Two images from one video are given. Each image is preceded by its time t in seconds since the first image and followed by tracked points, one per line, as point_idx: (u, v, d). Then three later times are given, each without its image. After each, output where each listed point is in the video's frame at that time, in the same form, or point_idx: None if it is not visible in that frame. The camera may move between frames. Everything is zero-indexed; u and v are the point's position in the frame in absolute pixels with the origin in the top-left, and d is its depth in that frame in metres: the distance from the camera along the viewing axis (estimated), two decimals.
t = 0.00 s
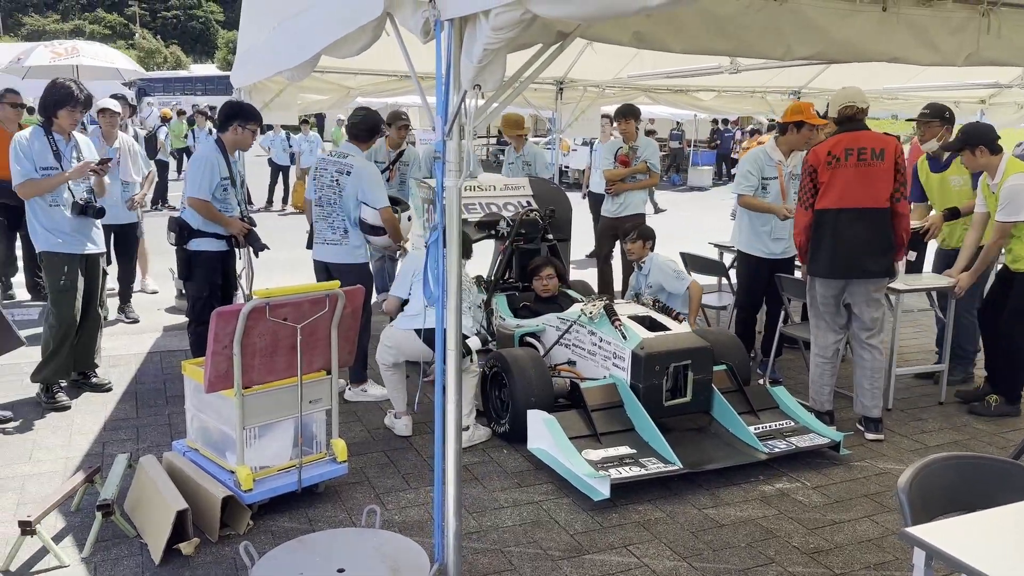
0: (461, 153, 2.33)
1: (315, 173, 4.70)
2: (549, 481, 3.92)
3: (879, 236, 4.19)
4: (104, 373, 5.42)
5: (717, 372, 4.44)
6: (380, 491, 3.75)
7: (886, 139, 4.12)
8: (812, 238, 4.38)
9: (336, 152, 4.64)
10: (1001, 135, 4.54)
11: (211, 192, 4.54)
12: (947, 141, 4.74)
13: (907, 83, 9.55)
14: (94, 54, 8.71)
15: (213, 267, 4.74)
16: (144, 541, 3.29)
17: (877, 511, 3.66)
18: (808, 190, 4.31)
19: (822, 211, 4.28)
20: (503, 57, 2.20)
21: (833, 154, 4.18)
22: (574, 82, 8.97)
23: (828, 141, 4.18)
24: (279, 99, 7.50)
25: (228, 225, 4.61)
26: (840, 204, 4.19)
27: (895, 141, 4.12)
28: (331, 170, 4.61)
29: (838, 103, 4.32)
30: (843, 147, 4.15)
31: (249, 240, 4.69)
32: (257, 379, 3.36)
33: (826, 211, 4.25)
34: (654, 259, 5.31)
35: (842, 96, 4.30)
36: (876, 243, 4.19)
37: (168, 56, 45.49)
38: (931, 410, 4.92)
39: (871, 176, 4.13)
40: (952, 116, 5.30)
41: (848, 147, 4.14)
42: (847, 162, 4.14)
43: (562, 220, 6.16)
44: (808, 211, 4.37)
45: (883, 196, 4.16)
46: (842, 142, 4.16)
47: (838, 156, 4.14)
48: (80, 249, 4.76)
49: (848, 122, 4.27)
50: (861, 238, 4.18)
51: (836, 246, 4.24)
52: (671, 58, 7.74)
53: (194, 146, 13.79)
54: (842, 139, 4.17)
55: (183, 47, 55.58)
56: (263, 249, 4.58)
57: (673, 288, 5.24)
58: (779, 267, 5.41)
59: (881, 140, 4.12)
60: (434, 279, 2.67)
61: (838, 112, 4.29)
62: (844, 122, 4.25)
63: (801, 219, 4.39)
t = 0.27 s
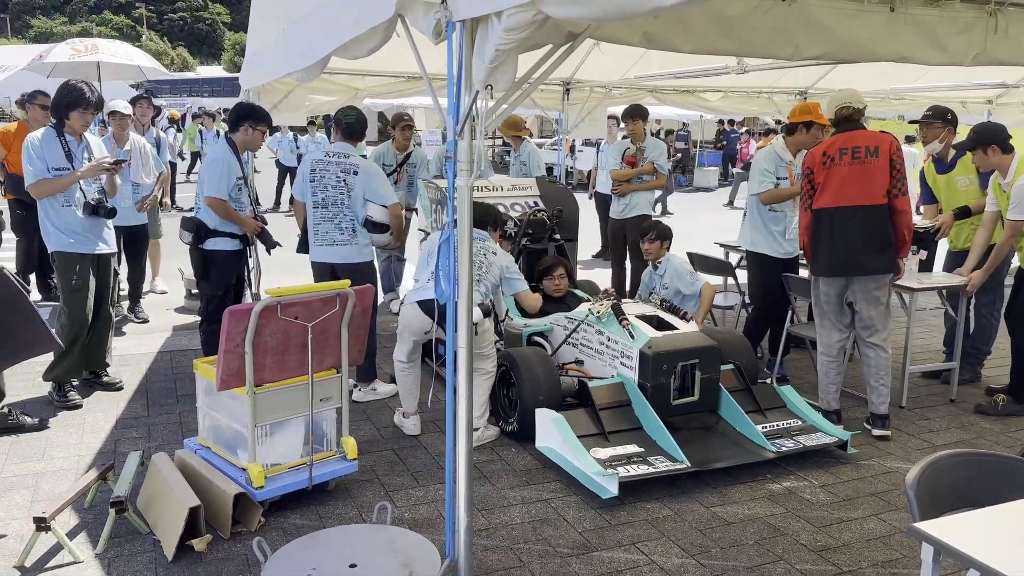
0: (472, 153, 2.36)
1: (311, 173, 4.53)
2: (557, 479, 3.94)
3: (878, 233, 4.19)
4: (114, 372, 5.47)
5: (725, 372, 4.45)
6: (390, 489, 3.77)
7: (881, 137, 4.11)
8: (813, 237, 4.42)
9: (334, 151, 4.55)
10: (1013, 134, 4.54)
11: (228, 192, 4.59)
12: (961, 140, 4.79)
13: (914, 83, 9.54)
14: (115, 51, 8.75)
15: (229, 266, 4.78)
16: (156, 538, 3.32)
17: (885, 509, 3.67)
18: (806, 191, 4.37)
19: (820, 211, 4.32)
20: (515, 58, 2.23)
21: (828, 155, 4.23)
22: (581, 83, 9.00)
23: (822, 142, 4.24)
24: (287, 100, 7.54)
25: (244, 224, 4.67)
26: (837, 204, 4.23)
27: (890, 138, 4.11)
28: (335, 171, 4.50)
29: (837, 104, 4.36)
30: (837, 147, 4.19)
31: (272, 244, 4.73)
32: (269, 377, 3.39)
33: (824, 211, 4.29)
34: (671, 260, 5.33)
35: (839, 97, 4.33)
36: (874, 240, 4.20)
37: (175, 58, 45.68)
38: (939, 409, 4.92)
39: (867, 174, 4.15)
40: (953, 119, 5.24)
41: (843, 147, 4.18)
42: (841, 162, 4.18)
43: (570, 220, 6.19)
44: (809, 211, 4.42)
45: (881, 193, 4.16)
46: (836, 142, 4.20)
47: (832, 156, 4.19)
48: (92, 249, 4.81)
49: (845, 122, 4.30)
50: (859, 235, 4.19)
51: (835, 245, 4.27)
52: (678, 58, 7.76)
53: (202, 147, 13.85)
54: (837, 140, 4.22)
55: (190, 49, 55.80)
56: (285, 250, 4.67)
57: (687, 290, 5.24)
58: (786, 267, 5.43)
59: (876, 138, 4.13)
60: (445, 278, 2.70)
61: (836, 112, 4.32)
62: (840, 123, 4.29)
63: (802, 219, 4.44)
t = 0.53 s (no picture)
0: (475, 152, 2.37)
1: (316, 173, 4.51)
2: (560, 477, 3.96)
3: (876, 229, 4.19)
4: (119, 371, 5.49)
5: (727, 369, 4.47)
6: (394, 486, 3.79)
7: (876, 133, 4.12)
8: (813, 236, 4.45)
9: (338, 153, 4.54)
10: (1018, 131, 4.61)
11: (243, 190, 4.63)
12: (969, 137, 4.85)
13: (915, 81, 9.54)
14: (120, 53, 8.77)
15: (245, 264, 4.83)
16: (162, 535, 3.34)
17: (887, 505, 3.68)
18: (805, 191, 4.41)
19: (818, 209, 4.35)
20: (518, 58, 2.24)
21: (824, 155, 4.27)
22: (582, 82, 9.01)
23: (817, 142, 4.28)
24: (290, 100, 7.56)
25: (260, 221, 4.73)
26: (834, 202, 4.25)
27: (884, 134, 4.12)
28: (343, 172, 4.53)
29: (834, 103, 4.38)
30: (832, 145, 4.22)
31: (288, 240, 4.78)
32: (274, 375, 3.41)
33: (822, 209, 4.32)
34: (681, 248, 5.41)
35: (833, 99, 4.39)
36: (872, 236, 4.19)
37: (176, 57, 45.75)
38: (941, 406, 4.94)
39: (862, 170, 4.16)
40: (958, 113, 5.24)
41: (837, 146, 4.21)
42: (836, 160, 4.21)
43: (572, 218, 6.20)
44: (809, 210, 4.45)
45: (877, 189, 4.16)
46: (830, 141, 4.23)
47: (827, 155, 4.23)
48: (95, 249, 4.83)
49: (841, 121, 4.32)
50: (856, 232, 4.20)
51: (834, 242, 4.29)
52: (679, 57, 7.77)
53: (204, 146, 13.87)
54: (832, 138, 4.25)
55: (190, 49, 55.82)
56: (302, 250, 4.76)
57: (697, 281, 5.28)
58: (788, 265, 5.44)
59: (870, 134, 4.14)
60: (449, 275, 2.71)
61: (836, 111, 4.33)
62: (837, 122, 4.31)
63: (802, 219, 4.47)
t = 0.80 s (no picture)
0: (471, 145, 2.35)
1: (309, 169, 4.47)
2: (558, 472, 3.95)
3: (879, 221, 4.21)
4: (115, 370, 5.48)
5: (724, 364, 4.47)
6: (391, 483, 3.79)
7: (874, 128, 4.16)
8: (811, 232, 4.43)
9: (330, 148, 4.49)
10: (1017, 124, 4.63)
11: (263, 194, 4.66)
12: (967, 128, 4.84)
13: (910, 75, 9.54)
14: (107, 49, 8.69)
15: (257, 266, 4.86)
16: (159, 533, 3.33)
17: (884, 499, 3.69)
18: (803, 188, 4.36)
19: (818, 205, 4.32)
20: (513, 52, 2.23)
21: (823, 150, 4.23)
22: (578, 77, 9.00)
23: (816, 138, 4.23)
24: (284, 97, 7.55)
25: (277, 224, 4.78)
26: (838, 197, 4.23)
27: (882, 128, 4.17)
28: (336, 169, 4.48)
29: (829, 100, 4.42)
30: (832, 141, 4.19)
31: (281, 243, 4.81)
32: (269, 372, 3.40)
33: (824, 205, 4.29)
34: (683, 232, 5.39)
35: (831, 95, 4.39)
36: (876, 229, 4.21)
37: (171, 55, 45.70)
38: (937, 400, 4.95)
39: (864, 164, 4.17)
40: (957, 105, 5.22)
41: (837, 141, 4.19)
42: (838, 155, 4.19)
43: (568, 214, 6.19)
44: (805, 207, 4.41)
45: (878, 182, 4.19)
46: (830, 137, 4.20)
47: (828, 151, 4.19)
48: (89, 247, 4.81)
49: (838, 117, 4.33)
50: (860, 225, 4.21)
51: (835, 237, 4.28)
52: (675, 51, 7.75)
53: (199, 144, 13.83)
54: (830, 134, 4.21)
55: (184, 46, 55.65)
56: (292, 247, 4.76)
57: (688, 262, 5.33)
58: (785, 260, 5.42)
59: (868, 128, 4.17)
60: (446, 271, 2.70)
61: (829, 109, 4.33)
62: (835, 119, 4.30)
63: (798, 217, 4.43)
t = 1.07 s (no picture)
0: (457, 140, 2.31)
1: (281, 166, 4.41)
2: (549, 469, 3.93)
3: (889, 213, 4.24)
4: (101, 368, 5.42)
5: (715, 358, 4.45)
6: (381, 481, 3.76)
7: (884, 120, 4.18)
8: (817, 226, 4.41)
9: (301, 144, 4.40)
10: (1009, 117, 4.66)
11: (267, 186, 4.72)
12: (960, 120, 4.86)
13: (900, 67, 9.55)
14: (81, 40, 8.64)
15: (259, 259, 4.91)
16: (145, 534, 3.29)
17: (875, 492, 3.68)
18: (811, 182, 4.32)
19: (827, 199, 4.30)
20: (497, 43, 2.20)
21: (834, 143, 4.19)
22: (568, 71, 8.96)
23: (827, 131, 4.19)
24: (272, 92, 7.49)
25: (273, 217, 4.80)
26: (851, 190, 4.22)
27: (890, 121, 4.19)
28: (307, 164, 4.40)
29: (828, 92, 4.34)
30: (843, 134, 4.17)
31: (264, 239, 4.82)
32: (256, 370, 3.36)
33: (836, 198, 4.27)
34: (669, 213, 5.41)
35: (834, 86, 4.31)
36: (886, 222, 4.23)
37: (159, 51, 45.41)
38: (928, 393, 4.95)
39: (874, 157, 4.18)
40: (952, 94, 5.30)
41: (848, 134, 4.17)
42: (849, 148, 4.17)
43: (558, 209, 6.15)
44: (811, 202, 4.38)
45: (888, 175, 4.22)
46: (841, 130, 4.17)
47: (840, 143, 4.16)
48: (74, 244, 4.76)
49: (847, 112, 4.31)
50: (872, 218, 4.21)
51: (846, 230, 4.26)
52: (665, 44, 7.73)
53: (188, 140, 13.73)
54: (840, 127, 4.19)
55: (173, 42, 55.29)
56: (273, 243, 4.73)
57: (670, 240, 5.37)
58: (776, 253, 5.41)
59: (876, 121, 4.18)
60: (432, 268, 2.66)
61: (833, 104, 4.31)
62: (845, 113, 4.27)
63: (801, 211, 4.40)
